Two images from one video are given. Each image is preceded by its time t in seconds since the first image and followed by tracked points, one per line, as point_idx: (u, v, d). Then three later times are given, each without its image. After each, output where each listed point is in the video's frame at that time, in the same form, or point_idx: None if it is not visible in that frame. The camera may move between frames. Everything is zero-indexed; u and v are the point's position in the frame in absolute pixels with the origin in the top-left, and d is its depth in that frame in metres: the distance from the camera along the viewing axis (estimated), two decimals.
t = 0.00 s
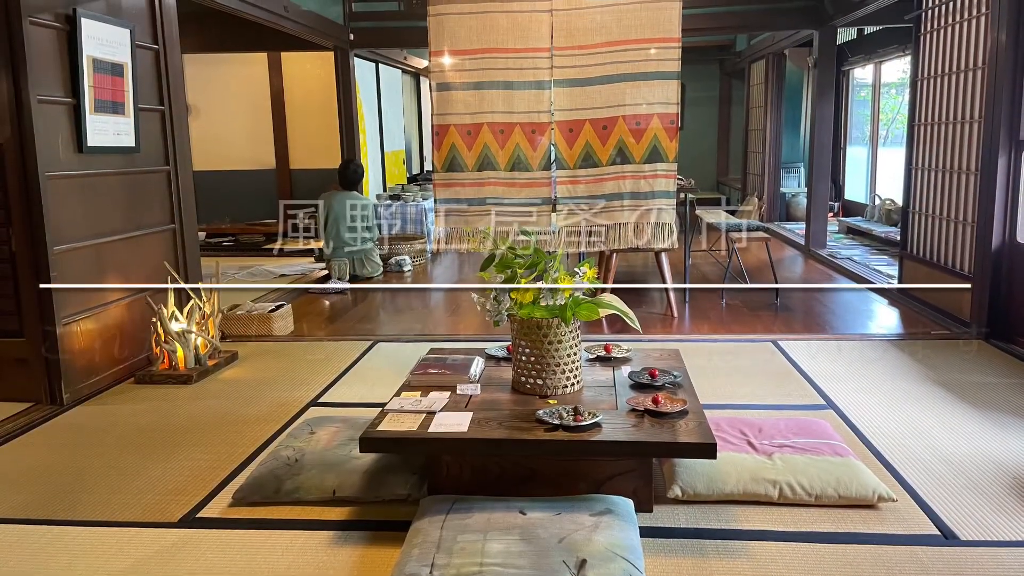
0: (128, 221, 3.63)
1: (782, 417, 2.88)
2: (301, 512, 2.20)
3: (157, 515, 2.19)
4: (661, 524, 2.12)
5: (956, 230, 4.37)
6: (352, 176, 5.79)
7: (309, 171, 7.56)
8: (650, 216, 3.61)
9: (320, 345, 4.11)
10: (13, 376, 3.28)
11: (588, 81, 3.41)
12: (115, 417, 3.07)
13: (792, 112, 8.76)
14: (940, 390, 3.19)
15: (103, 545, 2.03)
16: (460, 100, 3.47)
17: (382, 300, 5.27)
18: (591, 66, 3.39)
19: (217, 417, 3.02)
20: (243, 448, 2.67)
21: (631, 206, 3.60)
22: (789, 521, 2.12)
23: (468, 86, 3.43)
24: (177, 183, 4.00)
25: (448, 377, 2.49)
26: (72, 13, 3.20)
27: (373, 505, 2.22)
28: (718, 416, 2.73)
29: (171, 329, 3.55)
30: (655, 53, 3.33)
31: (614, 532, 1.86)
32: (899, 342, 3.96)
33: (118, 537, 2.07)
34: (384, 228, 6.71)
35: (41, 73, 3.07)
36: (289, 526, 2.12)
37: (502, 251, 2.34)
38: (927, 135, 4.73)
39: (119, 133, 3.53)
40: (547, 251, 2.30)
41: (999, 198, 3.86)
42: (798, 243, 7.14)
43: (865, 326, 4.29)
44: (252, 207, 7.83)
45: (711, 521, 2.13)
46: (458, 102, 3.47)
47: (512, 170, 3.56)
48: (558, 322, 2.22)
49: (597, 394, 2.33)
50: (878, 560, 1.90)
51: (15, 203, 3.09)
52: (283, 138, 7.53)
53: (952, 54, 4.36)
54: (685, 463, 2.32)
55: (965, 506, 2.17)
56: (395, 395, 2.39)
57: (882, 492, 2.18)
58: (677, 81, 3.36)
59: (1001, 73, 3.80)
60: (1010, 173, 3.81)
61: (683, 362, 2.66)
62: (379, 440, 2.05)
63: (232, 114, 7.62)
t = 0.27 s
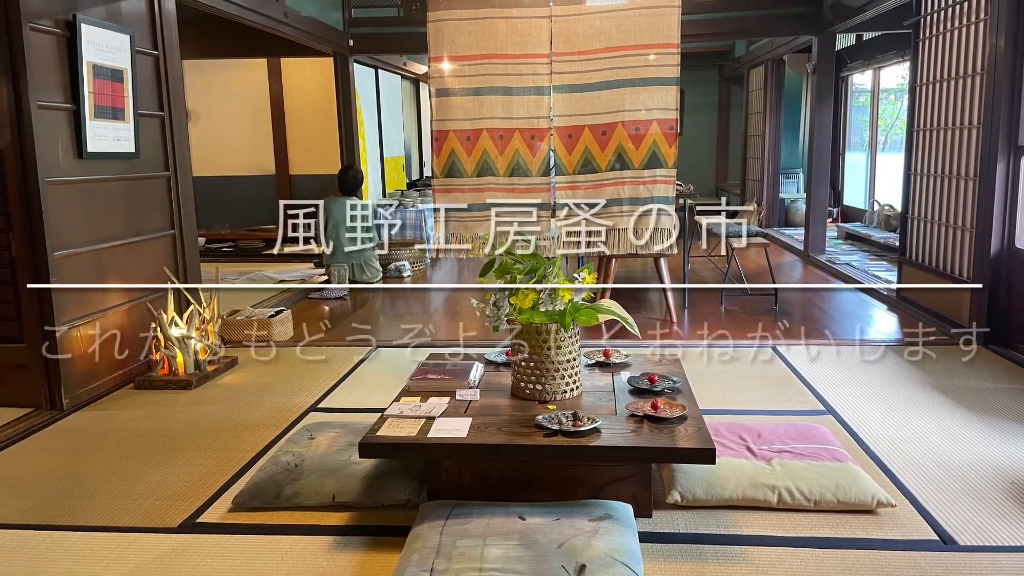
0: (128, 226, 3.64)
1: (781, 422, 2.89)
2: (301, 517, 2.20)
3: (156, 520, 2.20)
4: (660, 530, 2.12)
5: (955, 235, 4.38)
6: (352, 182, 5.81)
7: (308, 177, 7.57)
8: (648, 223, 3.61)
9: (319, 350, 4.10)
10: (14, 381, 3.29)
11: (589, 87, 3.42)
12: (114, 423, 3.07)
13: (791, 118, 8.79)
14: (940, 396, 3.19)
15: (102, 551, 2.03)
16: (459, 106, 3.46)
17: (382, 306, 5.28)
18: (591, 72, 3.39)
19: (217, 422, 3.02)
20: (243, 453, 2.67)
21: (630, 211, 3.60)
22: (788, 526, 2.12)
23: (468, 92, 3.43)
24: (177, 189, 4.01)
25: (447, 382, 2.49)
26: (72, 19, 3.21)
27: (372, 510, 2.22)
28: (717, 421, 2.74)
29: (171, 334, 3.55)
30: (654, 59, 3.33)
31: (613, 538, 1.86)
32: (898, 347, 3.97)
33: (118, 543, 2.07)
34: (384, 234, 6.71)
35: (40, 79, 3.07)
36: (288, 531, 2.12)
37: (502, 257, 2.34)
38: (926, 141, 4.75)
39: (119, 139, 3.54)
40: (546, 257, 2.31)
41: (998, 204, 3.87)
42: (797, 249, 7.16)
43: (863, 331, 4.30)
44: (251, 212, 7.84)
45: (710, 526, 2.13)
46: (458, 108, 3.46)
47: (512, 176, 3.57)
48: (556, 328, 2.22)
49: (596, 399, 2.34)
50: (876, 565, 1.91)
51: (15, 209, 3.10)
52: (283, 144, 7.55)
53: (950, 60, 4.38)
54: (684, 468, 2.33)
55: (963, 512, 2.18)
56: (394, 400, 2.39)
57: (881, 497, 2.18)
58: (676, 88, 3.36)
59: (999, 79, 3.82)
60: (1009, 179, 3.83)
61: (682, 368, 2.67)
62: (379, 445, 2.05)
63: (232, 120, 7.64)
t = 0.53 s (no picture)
0: (128, 232, 3.65)
1: (780, 427, 2.89)
2: (301, 522, 2.21)
3: (156, 525, 2.20)
4: (659, 535, 2.12)
5: (954, 240, 4.39)
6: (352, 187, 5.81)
7: (308, 183, 7.58)
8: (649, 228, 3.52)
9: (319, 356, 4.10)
10: (14, 386, 3.29)
11: (587, 93, 3.34)
12: (115, 428, 3.07)
13: (790, 124, 8.83)
14: (939, 401, 3.20)
15: (102, 556, 2.03)
16: (457, 112, 3.43)
17: (381, 311, 5.30)
18: (590, 77, 3.31)
19: (217, 428, 3.02)
20: (243, 459, 2.67)
21: (629, 217, 3.53)
22: (787, 531, 2.12)
23: (467, 98, 3.41)
24: (176, 194, 4.02)
25: (446, 388, 2.49)
26: (72, 25, 3.22)
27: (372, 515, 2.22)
28: (716, 427, 2.75)
29: (171, 340, 3.56)
30: (654, 65, 3.25)
31: (612, 543, 1.87)
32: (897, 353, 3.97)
33: (118, 548, 2.07)
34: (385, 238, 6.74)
35: (41, 85, 3.08)
36: (288, 537, 2.12)
37: (502, 263, 2.35)
38: (925, 147, 4.76)
39: (119, 145, 3.55)
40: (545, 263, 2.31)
41: (996, 210, 3.88)
42: (796, 255, 7.18)
43: (862, 336, 4.31)
44: (251, 218, 7.85)
45: (709, 532, 2.14)
46: (457, 114, 3.43)
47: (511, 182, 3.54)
48: (555, 333, 2.22)
49: (595, 405, 2.34)
50: (875, 571, 1.91)
51: (14, 215, 3.10)
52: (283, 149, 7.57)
53: (949, 65, 4.39)
54: (684, 473, 2.33)
55: (962, 517, 2.18)
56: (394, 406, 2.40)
57: (880, 502, 2.19)
58: (676, 93, 3.27)
59: (998, 84, 3.83)
60: (1007, 184, 3.84)
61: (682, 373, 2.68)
62: (379, 450, 2.06)
63: (232, 126, 7.66)
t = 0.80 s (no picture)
0: (128, 238, 3.66)
1: (779, 432, 2.90)
2: (300, 528, 2.21)
3: (157, 530, 2.20)
4: (658, 540, 2.12)
5: (952, 246, 4.40)
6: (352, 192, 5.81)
7: (308, 188, 7.60)
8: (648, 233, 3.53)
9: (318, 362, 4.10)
10: (14, 392, 3.30)
11: (585, 98, 3.34)
12: (114, 433, 3.08)
13: (789, 130, 8.85)
14: (938, 407, 3.20)
15: (102, 561, 2.03)
16: (457, 117, 3.40)
17: (381, 316, 5.31)
18: (589, 83, 3.31)
19: (217, 433, 3.02)
20: (243, 464, 2.67)
21: (628, 223, 3.53)
22: (786, 536, 2.13)
23: (467, 103, 3.38)
24: (176, 200, 4.04)
25: (446, 393, 2.50)
26: (72, 31, 3.23)
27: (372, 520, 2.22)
28: (715, 432, 2.75)
29: (171, 344, 3.55)
30: (653, 71, 3.26)
31: (611, 548, 1.87)
32: (895, 358, 3.98)
33: (118, 553, 2.07)
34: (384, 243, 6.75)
35: (41, 91, 3.09)
36: (287, 542, 2.12)
37: (501, 268, 2.34)
38: (924, 153, 4.77)
39: (119, 150, 3.56)
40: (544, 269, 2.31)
41: (995, 215, 3.89)
42: (795, 260, 7.19)
43: (862, 342, 4.31)
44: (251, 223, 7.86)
45: (708, 537, 2.14)
46: (456, 120, 3.40)
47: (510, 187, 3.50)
48: (555, 339, 2.23)
49: (595, 410, 2.35)
50: None
51: (14, 220, 3.11)
52: (282, 155, 7.59)
53: (948, 71, 4.41)
54: (683, 478, 2.34)
55: (961, 522, 2.18)
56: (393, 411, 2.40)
57: (879, 507, 2.19)
58: (675, 99, 3.27)
59: (996, 90, 3.84)
60: (1006, 191, 3.85)
61: (681, 378, 2.68)
62: (378, 455, 2.06)
63: (232, 132, 7.68)
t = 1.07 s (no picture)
0: (127, 243, 3.67)
1: (778, 437, 2.90)
2: (300, 533, 2.21)
3: (157, 535, 2.20)
4: (657, 546, 2.13)
5: (951, 251, 4.41)
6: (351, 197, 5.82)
7: (308, 194, 7.61)
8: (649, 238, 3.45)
9: (318, 367, 4.10)
10: (14, 397, 3.30)
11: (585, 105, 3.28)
12: (114, 438, 3.08)
13: (788, 136, 8.83)
14: (937, 412, 3.21)
15: (102, 566, 2.03)
16: (457, 123, 3.35)
17: (381, 322, 5.31)
18: (589, 89, 3.26)
19: (216, 439, 3.02)
20: (243, 469, 2.68)
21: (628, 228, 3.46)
22: (785, 542, 2.13)
23: (467, 109, 3.32)
24: (175, 205, 4.05)
25: (445, 399, 2.50)
26: (72, 37, 3.24)
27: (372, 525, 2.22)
28: (714, 437, 2.76)
29: (171, 350, 3.55)
30: (652, 77, 3.19)
31: (610, 554, 1.87)
32: (894, 363, 3.98)
33: (118, 558, 2.07)
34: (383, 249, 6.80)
35: (41, 97, 3.09)
36: (286, 547, 2.12)
37: (500, 274, 2.35)
38: (922, 158, 4.79)
39: (118, 156, 3.57)
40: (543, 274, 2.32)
41: (994, 220, 3.90)
42: (794, 266, 7.21)
43: (861, 347, 4.32)
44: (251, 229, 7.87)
45: (708, 542, 2.14)
46: (456, 125, 3.35)
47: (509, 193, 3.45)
48: (554, 344, 2.23)
49: (594, 415, 2.35)
50: None
51: (14, 226, 3.12)
52: (282, 160, 7.61)
53: (947, 77, 4.42)
54: (681, 484, 2.34)
55: (960, 528, 2.18)
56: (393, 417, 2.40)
57: (878, 512, 2.20)
58: (674, 105, 3.22)
59: (995, 96, 3.86)
60: (1005, 197, 3.87)
61: (680, 383, 2.69)
62: (378, 461, 2.06)
63: (232, 137, 7.69)
